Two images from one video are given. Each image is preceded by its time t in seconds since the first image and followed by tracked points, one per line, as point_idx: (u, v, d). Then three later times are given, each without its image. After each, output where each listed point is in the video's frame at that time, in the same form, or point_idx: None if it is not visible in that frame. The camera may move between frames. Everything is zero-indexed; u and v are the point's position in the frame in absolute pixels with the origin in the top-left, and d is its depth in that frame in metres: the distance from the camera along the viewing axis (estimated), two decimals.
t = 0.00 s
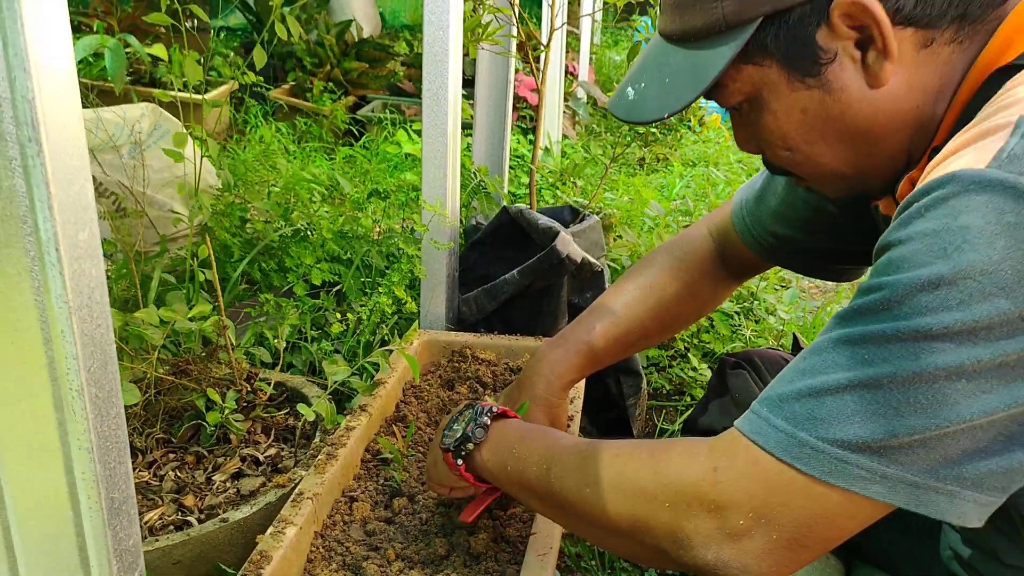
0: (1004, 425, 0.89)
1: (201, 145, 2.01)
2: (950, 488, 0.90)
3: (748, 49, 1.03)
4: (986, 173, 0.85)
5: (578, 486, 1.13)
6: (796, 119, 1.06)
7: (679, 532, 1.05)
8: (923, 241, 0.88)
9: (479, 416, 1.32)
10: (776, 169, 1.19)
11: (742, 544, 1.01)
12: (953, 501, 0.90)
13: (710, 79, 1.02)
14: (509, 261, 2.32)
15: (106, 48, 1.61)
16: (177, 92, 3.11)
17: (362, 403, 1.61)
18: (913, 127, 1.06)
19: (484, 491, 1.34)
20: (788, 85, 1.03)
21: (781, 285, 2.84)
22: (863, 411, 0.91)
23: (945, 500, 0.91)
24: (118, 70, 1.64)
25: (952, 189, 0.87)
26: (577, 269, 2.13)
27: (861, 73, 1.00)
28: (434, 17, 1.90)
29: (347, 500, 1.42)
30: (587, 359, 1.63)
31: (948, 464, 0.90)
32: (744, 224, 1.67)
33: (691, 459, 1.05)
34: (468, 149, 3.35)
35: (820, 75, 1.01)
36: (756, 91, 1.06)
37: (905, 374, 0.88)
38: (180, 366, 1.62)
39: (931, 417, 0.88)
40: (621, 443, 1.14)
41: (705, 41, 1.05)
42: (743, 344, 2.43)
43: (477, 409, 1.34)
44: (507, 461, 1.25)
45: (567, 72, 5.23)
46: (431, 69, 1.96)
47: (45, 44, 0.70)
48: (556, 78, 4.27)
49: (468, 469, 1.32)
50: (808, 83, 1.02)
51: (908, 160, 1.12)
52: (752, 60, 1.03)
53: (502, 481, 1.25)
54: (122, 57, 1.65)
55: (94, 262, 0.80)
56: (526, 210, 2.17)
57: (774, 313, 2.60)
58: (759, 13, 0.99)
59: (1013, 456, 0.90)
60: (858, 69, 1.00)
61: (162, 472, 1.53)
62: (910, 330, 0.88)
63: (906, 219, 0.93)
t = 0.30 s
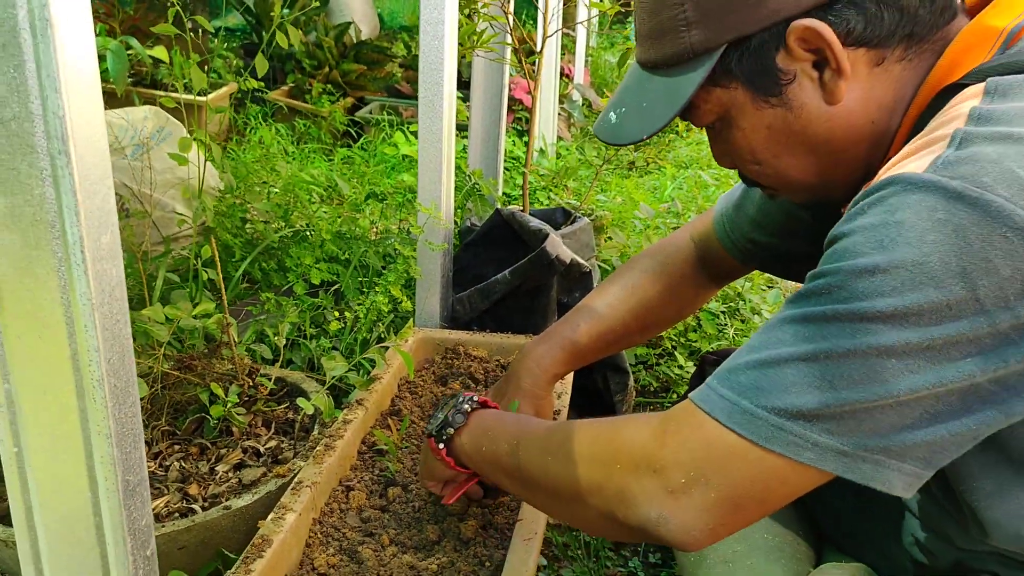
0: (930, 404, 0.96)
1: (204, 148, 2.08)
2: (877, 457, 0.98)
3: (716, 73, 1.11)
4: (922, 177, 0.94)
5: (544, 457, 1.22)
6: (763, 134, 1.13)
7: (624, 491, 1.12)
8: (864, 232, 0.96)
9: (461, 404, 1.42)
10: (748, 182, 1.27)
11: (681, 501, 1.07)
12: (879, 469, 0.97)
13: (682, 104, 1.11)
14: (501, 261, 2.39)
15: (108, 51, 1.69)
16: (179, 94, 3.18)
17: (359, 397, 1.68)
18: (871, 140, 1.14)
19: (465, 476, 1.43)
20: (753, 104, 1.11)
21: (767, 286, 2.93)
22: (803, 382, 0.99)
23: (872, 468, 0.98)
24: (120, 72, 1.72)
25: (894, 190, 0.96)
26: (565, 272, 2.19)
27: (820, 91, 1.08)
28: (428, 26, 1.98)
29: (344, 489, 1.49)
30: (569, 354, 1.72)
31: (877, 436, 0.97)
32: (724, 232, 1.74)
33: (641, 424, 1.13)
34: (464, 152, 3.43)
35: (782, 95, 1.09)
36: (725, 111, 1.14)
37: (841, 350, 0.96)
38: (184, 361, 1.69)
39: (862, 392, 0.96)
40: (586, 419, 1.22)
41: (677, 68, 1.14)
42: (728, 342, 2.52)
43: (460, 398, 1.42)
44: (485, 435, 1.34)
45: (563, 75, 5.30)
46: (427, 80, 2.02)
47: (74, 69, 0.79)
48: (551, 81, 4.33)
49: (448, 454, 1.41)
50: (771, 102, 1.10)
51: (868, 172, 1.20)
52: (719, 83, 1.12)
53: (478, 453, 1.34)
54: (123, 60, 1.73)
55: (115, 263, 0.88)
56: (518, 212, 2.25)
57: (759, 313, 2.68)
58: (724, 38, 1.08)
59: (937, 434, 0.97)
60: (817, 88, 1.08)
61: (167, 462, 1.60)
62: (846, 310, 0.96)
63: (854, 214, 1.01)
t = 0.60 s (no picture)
0: (902, 418, 0.98)
1: (198, 146, 2.11)
2: (855, 472, 1.00)
3: (694, 85, 1.15)
4: (883, 200, 0.98)
5: (540, 476, 1.24)
6: (742, 143, 1.17)
7: (620, 509, 1.15)
8: (832, 255, 1.00)
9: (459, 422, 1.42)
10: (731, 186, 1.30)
11: (676, 519, 1.10)
12: (857, 484, 1.00)
13: (662, 116, 1.15)
14: (491, 259, 2.43)
15: (105, 48, 1.72)
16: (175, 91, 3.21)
17: (348, 392, 1.72)
18: (845, 147, 1.18)
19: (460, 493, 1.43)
20: (731, 114, 1.15)
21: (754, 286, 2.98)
22: (779, 401, 1.02)
23: (851, 484, 1.00)
24: (117, 68, 1.75)
25: (857, 212, 1.00)
26: (553, 268, 2.24)
27: (794, 101, 1.12)
28: (420, 29, 2.02)
29: (332, 481, 1.53)
30: (551, 329, 1.80)
31: (853, 451, 1.00)
32: (725, 234, 1.78)
33: (634, 442, 1.15)
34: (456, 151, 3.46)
35: (759, 105, 1.12)
36: (706, 121, 1.18)
37: (813, 369, 0.99)
38: (177, 356, 1.73)
39: (836, 408, 0.98)
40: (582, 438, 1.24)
41: (659, 79, 1.18)
42: (713, 341, 2.57)
43: (454, 417, 1.43)
44: (479, 452, 1.36)
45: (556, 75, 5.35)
46: (418, 80, 2.06)
47: (70, 73, 0.82)
48: (545, 80, 4.37)
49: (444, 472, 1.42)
50: (748, 113, 1.13)
51: (843, 177, 1.23)
52: (697, 93, 1.16)
53: (472, 472, 1.36)
54: (120, 56, 1.76)
55: (109, 258, 0.91)
56: (507, 211, 2.29)
57: (745, 312, 2.73)
58: (703, 48, 1.12)
59: (911, 446, 0.99)
60: (791, 98, 1.12)
61: (160, 454, 1.63)
62: (817, 330, 0.99)
63: (824, 236, 1.04)
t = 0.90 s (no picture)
0: (902, 399, 1.03)
1: (208, 139, 2.16)
2: (859, 452, 1.05)
3: (701, 67, 1.20)
4: (881, 191, 1.02)
5: (557, 472, 1.30)
6: (744, 125, 1.23)
7: (637, 497, 1.20)
8: (831, 246, 1.05)
9: (468, 430, 1.46)
10: (732, 169, 1.36)
11: (691, 502, 1.16)
12: (861, 463, 1.05)
13: (665, 99, 1.20)
14: (493, 252, 2.49)
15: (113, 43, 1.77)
16: (180, 85, 3.25)
17: (355, 379, 1.78)
18: (843, 134, 1.23)
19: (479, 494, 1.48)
20: (735, 96, 1.20)
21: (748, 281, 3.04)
22: (784, 387, 1.07)
23: (856, 463, 1.06)
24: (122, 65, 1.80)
25: (854, 204, 1.05)
26: (554, 261, 2.31)
27: (795, 86, 1.17)
28: (426, 26, 2.06)
29: (340, 463, 1.59)
30: (544, 353, 1.86)
31: (856, 432, 1.05)
32: (710, 229, 1.84)
33: (648, 432, 1.20)
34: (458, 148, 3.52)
35: (761, 89, 1.18)
36: (710, 102, 1.23)
37: (815, 356, 1.04)
38: (189, 343, 1.78)
39: (839, 392, 1.04)
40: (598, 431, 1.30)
41: (669, 62, 1.23)
42: (708, 334, 2.63)
43: (466, 423, 1.48)
44: (496, 449, 1.42)
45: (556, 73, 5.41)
46: (422, 75, 2.11)
47: (106, 66, 0.87)
48: (545, 78, 4.42)
49: (462, 478, 1.46)
50: (751, 96, 1.19)
51: (840, 164, 1.28)
52: (703, 76, 1.21)
53: (490, 467, 1.41)
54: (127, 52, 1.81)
55: (138, 243, 0.96)
56: (508, 205, 2.35)
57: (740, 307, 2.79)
58: (710, 33, 1.17)
59: (911, 426, 1.04)
60: (792, 83, 1.17)
61: (172, 437, 1.69)
62: (818, 319, 1.04)
63: (822, 228, 1.09)
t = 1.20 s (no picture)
0: (906, 409, 1.06)
1: (219, 146, 2.20)
2: (865, 462, 1.08)
3: (712, 71, 1.24)
4: (882, 205, 1.05)
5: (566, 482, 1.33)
6: (752, 129, 1.27)
7: (653, 511, 1.23)
8: (834, 259, 1.08)
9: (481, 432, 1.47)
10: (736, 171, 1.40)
11: (708, 516, 1.19)
12: (869, 473, 1.08)
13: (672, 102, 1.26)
14: (498, 257, 2.53)
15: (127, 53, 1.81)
16: (190, 89, 3.30)
17: (361, 381, 1.83)
18: (848, 142, 1.27)
19: (490, 493, 1.50)
20: (744, 100, 1.24)
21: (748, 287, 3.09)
22: (791, 398, 1.10)
23: (863, 473, 1.08)
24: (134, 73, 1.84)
25: (854, 217, 1.08)
26: (556, 267, 2.35)
27: (803, 93, 1.21)
28: (432, 37, 2.12)
29: (347, 463, 1.64)
30: (558, 356, 1.90)
31: (862, 442, 1.08)
32: (723, 241, 1.89)
33: (668, 446, 1.22)
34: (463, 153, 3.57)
35: (770, 94, 1.22)
36: (719, 105, 1.27)
37: (820, 368, 1.07)
38: (199, 345, 1.83)
39: (844, 402, 1.06)
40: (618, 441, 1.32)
41: (679, 64, 1.27)
42: (708, 339, 2.68)
43: (478, 424, 1.49)
44: (507, 458, 1.43)
45: (560, 78, 5.46)
46: (429, 84, 2.16)
47: (130, 82, 0.92)
48: (550, 84, 4.47)
49: (473, 478, 1.49)
50: (760, 100, 1.23)
51: (843, 172, 1.32)
52: (713, 79, 1.25)
53: (502, 473, 1.43)
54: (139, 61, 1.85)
55: (158, 250, 1.01)
56: (511, 212, 2.38)
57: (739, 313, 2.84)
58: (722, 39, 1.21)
59: (915, 435, 1.07)
60: (800, 90, 1.21)
61: (183, 436, 1.73)
62: (822, 331, 1.07)
63: (824, 242, 1.13)
